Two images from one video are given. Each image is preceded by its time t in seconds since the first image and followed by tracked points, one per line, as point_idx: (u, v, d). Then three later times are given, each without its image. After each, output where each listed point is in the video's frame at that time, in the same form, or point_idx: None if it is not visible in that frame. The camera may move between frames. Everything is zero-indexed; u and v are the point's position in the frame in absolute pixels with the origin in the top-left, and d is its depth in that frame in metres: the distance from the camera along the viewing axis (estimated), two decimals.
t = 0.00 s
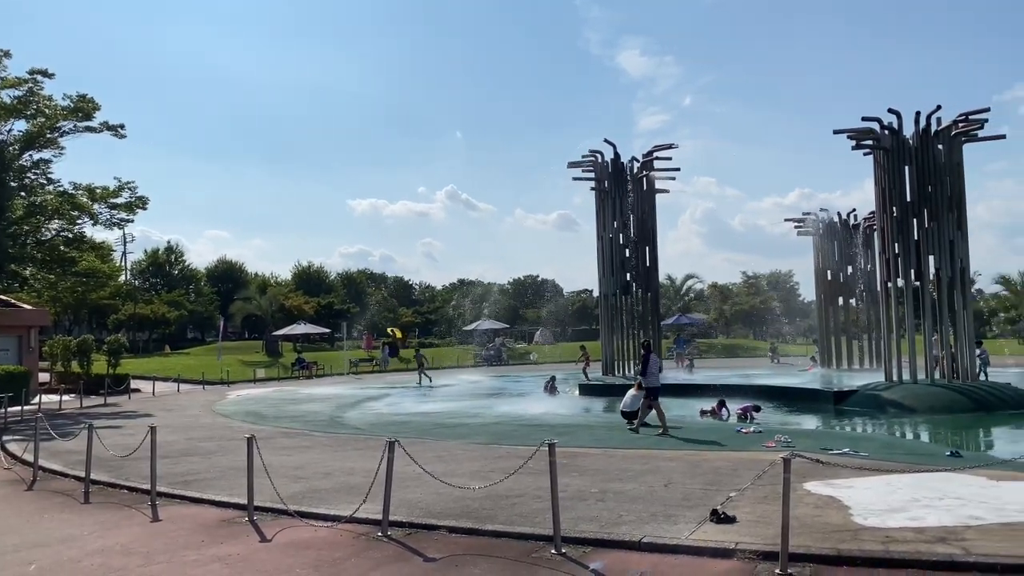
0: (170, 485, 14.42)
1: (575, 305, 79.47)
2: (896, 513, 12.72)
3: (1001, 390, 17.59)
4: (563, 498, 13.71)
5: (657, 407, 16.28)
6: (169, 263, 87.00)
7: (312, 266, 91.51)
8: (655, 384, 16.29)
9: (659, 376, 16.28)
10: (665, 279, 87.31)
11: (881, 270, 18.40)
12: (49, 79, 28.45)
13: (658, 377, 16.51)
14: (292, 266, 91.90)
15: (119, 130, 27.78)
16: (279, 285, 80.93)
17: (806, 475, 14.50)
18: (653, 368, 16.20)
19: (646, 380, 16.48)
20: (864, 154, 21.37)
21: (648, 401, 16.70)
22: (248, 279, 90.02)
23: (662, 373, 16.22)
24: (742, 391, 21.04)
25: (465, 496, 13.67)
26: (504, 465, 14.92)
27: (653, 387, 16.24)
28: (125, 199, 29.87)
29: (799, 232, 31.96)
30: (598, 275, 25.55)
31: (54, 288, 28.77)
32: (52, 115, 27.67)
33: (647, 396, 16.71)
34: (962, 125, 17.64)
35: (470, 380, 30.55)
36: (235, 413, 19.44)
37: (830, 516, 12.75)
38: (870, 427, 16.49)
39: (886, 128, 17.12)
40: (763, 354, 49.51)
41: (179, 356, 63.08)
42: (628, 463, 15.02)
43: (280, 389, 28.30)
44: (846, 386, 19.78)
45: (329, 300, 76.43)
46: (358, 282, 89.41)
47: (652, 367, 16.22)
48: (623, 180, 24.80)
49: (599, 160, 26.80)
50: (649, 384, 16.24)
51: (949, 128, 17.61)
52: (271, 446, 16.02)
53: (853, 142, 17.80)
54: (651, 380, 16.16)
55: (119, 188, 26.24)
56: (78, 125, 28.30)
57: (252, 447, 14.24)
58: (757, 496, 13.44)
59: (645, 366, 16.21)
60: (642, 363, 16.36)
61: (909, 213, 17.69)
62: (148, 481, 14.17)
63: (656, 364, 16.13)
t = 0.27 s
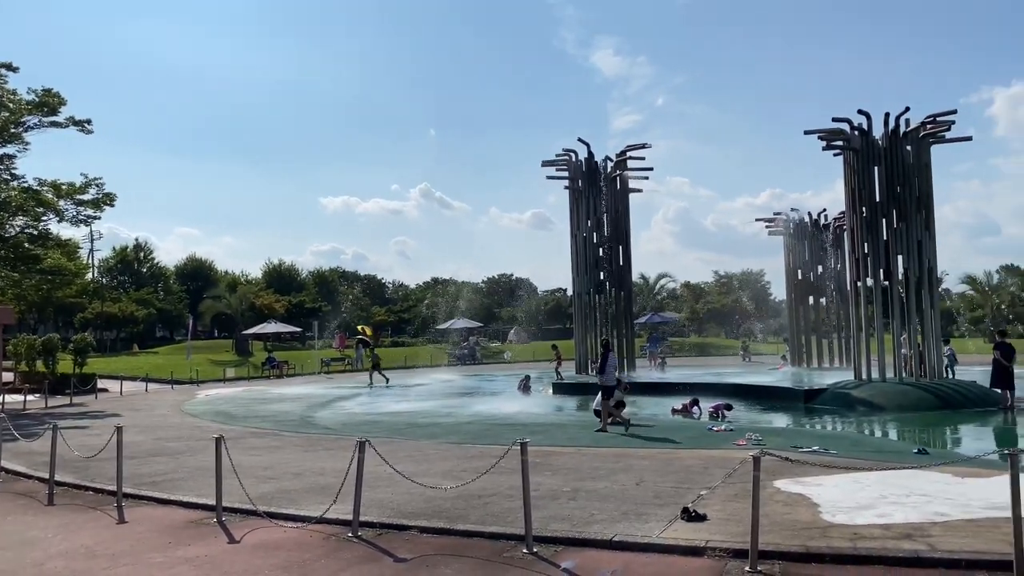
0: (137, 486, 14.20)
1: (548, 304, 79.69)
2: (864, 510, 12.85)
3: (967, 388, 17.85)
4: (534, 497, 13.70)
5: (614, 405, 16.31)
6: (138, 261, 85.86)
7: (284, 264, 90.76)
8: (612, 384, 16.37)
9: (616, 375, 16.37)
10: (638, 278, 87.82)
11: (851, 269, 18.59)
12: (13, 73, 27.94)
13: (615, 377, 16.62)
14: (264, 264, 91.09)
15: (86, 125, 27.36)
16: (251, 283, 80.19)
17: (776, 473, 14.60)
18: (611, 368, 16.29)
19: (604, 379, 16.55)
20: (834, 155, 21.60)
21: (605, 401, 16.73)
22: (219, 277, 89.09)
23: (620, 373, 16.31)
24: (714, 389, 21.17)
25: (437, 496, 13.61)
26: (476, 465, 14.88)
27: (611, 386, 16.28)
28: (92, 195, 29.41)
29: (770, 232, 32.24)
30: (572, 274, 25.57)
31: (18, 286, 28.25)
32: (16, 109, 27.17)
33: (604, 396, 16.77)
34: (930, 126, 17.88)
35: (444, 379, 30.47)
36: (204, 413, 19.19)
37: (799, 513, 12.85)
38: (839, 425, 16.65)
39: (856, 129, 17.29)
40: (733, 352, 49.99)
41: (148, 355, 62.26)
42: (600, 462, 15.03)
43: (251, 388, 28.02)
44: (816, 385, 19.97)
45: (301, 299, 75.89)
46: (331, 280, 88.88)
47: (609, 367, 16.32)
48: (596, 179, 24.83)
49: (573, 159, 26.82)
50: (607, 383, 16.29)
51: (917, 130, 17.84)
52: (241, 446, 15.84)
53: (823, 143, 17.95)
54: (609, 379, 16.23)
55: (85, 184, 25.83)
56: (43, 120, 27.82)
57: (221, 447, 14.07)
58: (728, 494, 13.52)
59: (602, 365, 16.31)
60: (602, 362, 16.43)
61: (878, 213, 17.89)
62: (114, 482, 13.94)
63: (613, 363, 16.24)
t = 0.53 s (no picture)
0: (101, 487, 13.98)
1: (520, 303, 79.86)
2: (830, 506, 13.01)
3: (931, 385, 18.16)
4: (505, 495, 13.69)
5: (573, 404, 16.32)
6: (104, 259, 84.52)
7: (254, 263, 89.87)
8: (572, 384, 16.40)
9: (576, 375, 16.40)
10: (610, 277, 88.35)
11: (818, 269, 18.79)
12: None
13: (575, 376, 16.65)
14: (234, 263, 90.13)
15: (50, 120, 26.87)
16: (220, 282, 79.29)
17: (744, 470, 14.74)
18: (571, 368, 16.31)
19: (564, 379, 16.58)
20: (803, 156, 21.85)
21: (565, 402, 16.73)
22: (188, 276, 87.98)
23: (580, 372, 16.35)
24: (684, 387, 21.32)
25: (406, 495, 13.56)
26: (446, 463, 14.84)
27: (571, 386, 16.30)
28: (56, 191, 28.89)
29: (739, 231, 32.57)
30: (544, 273, 25.59)
31: None
32: None
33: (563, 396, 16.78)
34: (895, 128, 18.14)
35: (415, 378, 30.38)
36: (171, 413, 18.92)
37: (767, 510, 12.98)
38: (806, 423, 16.84)
39: (824, 130, 17.48)
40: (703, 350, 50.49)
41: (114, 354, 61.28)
42: (571, 460, 15.07)
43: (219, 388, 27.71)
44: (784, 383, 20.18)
45: (271, 297, 75.18)
46: (301, 279, 88.22)
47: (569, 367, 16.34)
48: (568, 178, 24.87)
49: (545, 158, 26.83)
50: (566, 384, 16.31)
51: (883, 131, 18.10)
52: (208, 446, 15.65)
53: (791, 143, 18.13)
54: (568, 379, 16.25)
55: (48, 180, 25.35)
56: (5, 114, 27.27)
57: (187, 447, 13.89)
58: (697, 491, 13.62)
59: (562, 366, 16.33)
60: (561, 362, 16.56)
61: (845, 213, 18.11)
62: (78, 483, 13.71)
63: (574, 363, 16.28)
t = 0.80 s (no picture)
0: (64, 488, 13.76)
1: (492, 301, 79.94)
2: (797, 503, 13.17)
3: (897, 383, 18.45)
4: (475, 494, 13.69)
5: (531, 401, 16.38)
6: (69, 256, 83.07)
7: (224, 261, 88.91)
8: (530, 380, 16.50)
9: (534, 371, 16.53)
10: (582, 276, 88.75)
11: (786, 268, 18.99)
12: None
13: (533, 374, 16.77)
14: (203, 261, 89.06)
15: (12, 115, 26.37)
16: (188, 280, 78.32)
17: (713, 468, 14.86)
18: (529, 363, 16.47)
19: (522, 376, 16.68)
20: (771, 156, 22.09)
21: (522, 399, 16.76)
22: (156, 274, 86.79)
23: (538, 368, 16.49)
24: (655, 385, 21.46)
25: (376, 494, 13.51)
26: (416, 462, 14.80)
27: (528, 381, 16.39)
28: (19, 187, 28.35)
29: (708, 230, 32.85)
30: (516, 271, 25.62)
31: None
32: None
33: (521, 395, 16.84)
34: (862, 129, 18.40)
35: (386, 377, 30.24)
36: (138, 412, 18.64)
37: (735, 507, 13.11)
38: (774, 420, 17.02)
39: (792, 131, 17.67)
40: (673, 348, 50.94)
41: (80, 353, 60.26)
42: (541, 458, 15.09)
43: (187, 388, 27.35)
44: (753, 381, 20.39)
45: (240, 296, 74.57)
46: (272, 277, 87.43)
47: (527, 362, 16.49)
48: (540, 177, 24.90)
49: (517, 157, 26.81)
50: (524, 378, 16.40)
51: (850, 132, 18.34)
52: (175, 446, 15.46)
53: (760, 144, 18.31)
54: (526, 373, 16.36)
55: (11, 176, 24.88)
56: None
57: (153, 447, 13.71)
58: (666, 488, 13.72)
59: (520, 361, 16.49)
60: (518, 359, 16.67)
61: (813, 214, 18.33)
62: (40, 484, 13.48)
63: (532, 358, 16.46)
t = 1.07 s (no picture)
0: (29, 489, 13.53)
1: (466, 300, 79.95)
2: (766, 500, 13.31)
3: (864, 381, 18.70)
4: (447, 493, 13.67)
5: (487, 398, 16.45)
6: (34, 253, 81.65)
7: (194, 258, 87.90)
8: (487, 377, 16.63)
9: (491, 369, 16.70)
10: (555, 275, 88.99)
11: (756, 267, 19.17)
12: None
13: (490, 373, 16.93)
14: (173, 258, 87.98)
15: None
16: (158, 277, 77.32)
17: (684, 465, 14.97)
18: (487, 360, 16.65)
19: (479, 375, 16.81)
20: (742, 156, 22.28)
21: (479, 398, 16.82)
22: (124, 271, 85.61)
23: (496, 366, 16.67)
24: (627, 383, 21.58)
25: (347, 493, 13.44)
26: (388, 462, 14.74)
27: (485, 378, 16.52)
28: None
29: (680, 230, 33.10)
30: (489, 270, 25.63)
31: None
32: None
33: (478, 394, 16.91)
34: (831, 130, 18.61)
35: (359, 376, 30.10)
36: (105, 412, 18.37)
37: (705, 504, 13.22)
38: (744, 418, 17.18)
39: (762, 131, 17.83)
40: (644, 347, 51.27)
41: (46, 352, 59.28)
42: (514, 457, 15.11)
43: (156, 387, 27.00)
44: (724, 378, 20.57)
45: (210, 294, 73.78)
46: (243, 275, 86.57)
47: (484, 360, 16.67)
48: (513, 175, 24.92)
49: (491, 155, 26.79)
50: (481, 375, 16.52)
51: (820, 133, 18.54)
52: (143, 446, 15.27)
53: (731, 144, 18.45)
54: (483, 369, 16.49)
55: None
56: None
57: (120, 447, 13.54)
58: (637, 486, 13.80)
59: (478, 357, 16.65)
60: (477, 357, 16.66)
61: (782, 213, 18.51)
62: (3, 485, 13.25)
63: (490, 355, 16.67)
